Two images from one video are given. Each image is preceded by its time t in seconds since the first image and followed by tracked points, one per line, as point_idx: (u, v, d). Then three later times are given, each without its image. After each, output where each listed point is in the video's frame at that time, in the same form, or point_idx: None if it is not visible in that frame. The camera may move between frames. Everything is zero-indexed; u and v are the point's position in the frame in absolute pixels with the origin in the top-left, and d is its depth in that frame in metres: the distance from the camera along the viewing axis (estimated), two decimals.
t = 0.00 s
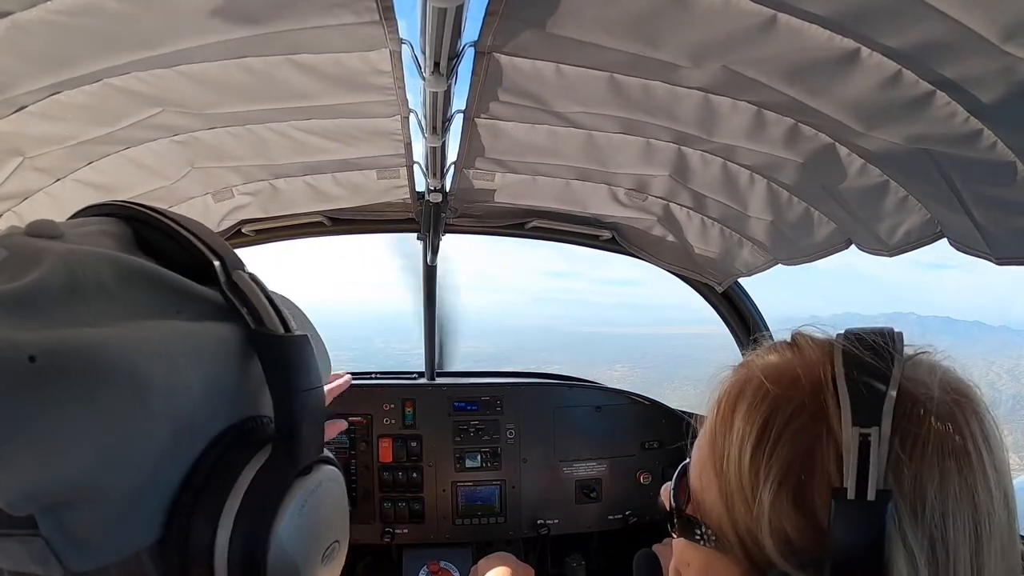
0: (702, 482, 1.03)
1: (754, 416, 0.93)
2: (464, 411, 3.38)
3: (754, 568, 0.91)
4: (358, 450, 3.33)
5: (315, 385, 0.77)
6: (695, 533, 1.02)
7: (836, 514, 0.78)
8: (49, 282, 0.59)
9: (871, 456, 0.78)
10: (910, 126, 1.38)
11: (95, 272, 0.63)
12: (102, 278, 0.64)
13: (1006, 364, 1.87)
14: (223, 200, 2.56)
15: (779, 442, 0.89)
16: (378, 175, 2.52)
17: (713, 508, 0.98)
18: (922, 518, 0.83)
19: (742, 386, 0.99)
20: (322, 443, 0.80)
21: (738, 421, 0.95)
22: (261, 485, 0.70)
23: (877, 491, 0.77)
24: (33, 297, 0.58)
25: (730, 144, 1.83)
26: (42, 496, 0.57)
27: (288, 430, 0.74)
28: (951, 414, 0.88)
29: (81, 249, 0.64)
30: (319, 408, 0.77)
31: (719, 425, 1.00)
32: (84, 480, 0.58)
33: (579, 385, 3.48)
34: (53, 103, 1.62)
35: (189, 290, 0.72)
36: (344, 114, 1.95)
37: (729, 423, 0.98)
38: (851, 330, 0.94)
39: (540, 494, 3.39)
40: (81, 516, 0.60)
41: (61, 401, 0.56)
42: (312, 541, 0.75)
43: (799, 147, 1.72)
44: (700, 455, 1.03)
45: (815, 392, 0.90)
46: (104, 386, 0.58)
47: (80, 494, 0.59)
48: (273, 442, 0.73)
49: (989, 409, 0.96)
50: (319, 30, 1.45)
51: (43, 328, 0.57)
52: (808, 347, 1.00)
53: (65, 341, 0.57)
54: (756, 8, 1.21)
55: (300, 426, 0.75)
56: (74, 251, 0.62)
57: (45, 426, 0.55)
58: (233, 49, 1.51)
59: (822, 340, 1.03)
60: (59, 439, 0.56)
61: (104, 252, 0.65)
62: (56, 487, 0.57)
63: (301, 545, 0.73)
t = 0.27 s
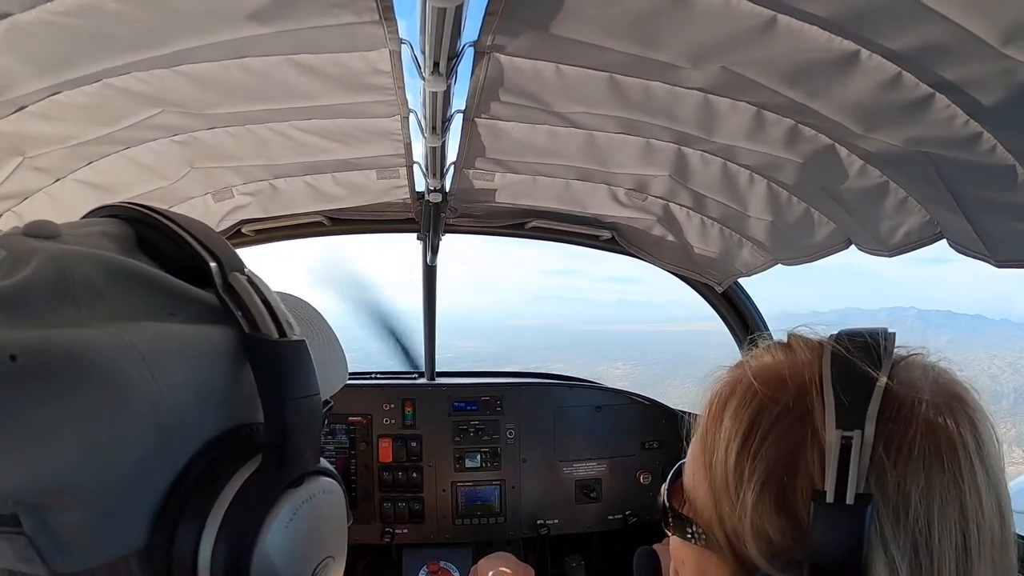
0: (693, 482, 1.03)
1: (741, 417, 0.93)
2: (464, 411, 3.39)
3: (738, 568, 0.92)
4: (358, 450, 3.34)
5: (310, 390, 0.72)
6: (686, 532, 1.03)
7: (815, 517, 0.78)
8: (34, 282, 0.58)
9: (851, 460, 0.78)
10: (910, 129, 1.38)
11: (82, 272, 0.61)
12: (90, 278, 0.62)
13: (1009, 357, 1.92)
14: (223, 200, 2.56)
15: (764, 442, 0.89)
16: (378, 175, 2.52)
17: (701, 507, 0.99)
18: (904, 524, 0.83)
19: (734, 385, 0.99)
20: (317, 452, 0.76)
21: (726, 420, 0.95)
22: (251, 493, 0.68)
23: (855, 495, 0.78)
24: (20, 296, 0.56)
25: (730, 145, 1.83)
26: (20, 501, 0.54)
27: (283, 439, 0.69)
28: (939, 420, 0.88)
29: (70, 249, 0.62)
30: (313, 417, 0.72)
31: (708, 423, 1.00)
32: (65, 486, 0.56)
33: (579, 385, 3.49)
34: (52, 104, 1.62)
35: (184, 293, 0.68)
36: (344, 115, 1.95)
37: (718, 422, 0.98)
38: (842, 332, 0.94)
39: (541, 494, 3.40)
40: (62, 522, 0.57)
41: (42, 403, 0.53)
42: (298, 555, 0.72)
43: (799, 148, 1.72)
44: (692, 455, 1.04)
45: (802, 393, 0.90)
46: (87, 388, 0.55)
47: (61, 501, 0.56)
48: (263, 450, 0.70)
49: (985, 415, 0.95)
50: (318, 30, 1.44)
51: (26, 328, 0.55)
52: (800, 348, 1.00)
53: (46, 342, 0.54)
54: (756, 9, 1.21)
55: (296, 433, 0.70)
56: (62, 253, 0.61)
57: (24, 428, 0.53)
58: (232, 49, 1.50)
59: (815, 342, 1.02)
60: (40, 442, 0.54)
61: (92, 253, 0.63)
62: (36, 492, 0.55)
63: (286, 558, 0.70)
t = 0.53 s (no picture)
0: (697, 478, 1.03)
1: (747, 413, 0.93)
2: (464, 411, 3.39)
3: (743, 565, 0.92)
4: (358, 450, 3.34)
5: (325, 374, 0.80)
6: (691, 528, 1.03)
7: (820, 514, 0.78)
8: (59, 276, 0.57)
9: (858, 457, 0.78)
10: (909, 127, 1.38)
11: (104, 268, 0.62)
12: (114, 272, 0.63)
13: (1012, 352, 1.92)
14: (222, 200, 2.56)
15: (770, 439, 0.89)
16: (378, 175, 2.52)
17: (706, 503, 0.99)
18: (908, 520, 0.83)
19: (739, 382, 0.99)
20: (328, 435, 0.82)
21: (731, 417, 0.95)
22: (274, 477, 0.72)
23: (862, 491, 0.77)
24: (46, 290, 0.56)
25: (730, 144, 1.83)
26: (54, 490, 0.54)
27: (300, 421, 0.76)
28: (942, 418, 0.88)
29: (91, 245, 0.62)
30: (329, 402, 0.80)
31: (713, 420, 1.00)
32: (98, 473, 0.57)
33: (579, 385, 3.49)
34: (52, 104, 1.62)
35: (202, 286, 0.72)
36: (344, 115, 1.95)
37: (723, 420, 0.98)
38: (847, 330, 0.94)
39: (540, 494, 3.40)
40: (93, 510, 0.58)
41: (77, 391, 0.54)
42: (323, 534, 0.75)
43: (798, 147, 1.72)
44: (697, 452, 1.04)
45: (807, 390, 0.90)
46: (116, 375, 0.57)
47: (93, 489, 0.57)
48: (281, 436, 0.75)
49: (987, 415, 0.95)
50: (317, 30, 1.45)
51: (58, 319, 0.55)
52: (805, 346, 1.00)
53: (78, 334, 0.55)
54: (755, 8, 1.21)
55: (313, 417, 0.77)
56: (84, 250, 0.61)
57: (58, 417, 0.53)
58: (232, 49, 1.51)
59: (818, 341, 1.02)
60: (74, 428, 0.54)
61: (117, 248, 0.64)
62: (70, 482, 0.55)
63: (311, 541, 0.73)
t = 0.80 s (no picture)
0: (699, 479, 1.03)
1: (748, 412, 0.93)
2: (464, 411, 3.38)
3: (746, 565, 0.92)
4: (358, 450, 3.33)
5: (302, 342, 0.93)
6: (692, 529, 1.03)
7: (825, 514, 0.78)
8: (71, 257, 0.68)
9: (862, 456, 0.77)
10: (910, 125, 1.38)
11: (111, 248, 0.73)
12: (116, 252, 0.74)
13: (1012, 348, 2.01)
14: (222, 200, 2.56)
15: (772, 438, 0.89)
16: (377, 175, 2.52)
17: (708, 503, 0.98)
18: (912, 520, 0.83)
19: (739, 383, 0.99)
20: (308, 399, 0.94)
21: (732, 417, 0.95)
22: (269, 437, 0.82)
23: (866, 491, 0.77)
24: (60, 267, 0.67)
25: (729, 144, 1.83)
26: (77, 444, 0.64)
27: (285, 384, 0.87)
28: (944, 418, 0.88)
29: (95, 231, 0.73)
30: (305, 367, 0.92)
31: (714, 420, 0.99)
32: (113, 428, 0.66)
33: (579, 385, 3.48)
34: (51, 104, 1.62)
35: (190, 269, 0.83)
36: (343, 115, 1.95)
37: (724, 420, 0.97)
38: (848, 330, 0.94)
39: (540, 494, 3.39)
40: (111, 469, 0.66)
41: (94, 351, 0.64)
42: (310, 491, 0.88)
43: (798, 146, 1.72)
44: (698, 452, 1.04)
45: (809, 389, 0.90)
46: (129, 339, 0.67)
47: (108, 442, 0.66)
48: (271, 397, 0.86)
49: (987, 414, 0.95)
50: (316, 30, 1.44)
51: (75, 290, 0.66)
52: (806, 346, 1.00)
53: (91, 299, 0.65)
54: (755, 8, 1.21)
55: (296, 380, 0.89)
56: (88, 233, 0.73)
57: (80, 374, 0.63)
58: (231, 49, 1.50)
59: (819, 340, 1.02)
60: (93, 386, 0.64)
61: (117, 234, 0.76)
62: (92, 431, 0.64)
63: (300, 498, 0.86)
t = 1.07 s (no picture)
0: (699, 479, 1.03)
1: (748, 413, 0.93)
2: (464, 411, 3.39)
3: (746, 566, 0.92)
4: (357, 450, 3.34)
5: (332, 349, 0.94)
6: (692, 531, 1.03)
7: (827, 515, 0.78)
8: (145, 261, 0.73)
9: (864, 458, 0.78)
10: (910, 127, 1.38)
11: (183, 257, 0.77)
12: (183, 260, 0.77)
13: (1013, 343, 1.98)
14: (222, 200, 2.56)
15: (773, 439, 0.89)
16: (378, 175, 2.52)
17: (709, 505, 0.99)
18: (913, 520, 0.83)
19: (739, 384, 0.99)
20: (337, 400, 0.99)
21: (733, 419, 0.95)
22: (309, 437, 0.87)
23: (868, 493, 0.77)
24: (143, 268, 0.72)
25: (730, 145, 1.83)
26: (156, 431, 0.67)
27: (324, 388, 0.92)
28: (945, 417, 0.88)
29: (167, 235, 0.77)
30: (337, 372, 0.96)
31: (714, 422, 1.00)
32: (188, 420, 0.69)
33: (579, 385, 3.48)
34: (51, 104, 1.62)
35: (240, 282, 0.84)
36: (344, 115, 1.95)
37: (724, 422, 0.97)
38: (848, 330, 0.94)
39: (540, 494, 3.39)
40: (182, 460, 0.69)
41: (174, 347, 0.68)
42: (339, 486, 0.96)
43: (798, 147, 1.72)
44: (697, 453, 1.04)
45: (810, 391, 0.90)
46: (206, 337, 0.70)
47: (184, 434, 0.68)
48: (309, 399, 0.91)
49: (987, 412, 0.96)
50: (317, 30, 1.44)
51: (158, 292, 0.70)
52: (807, 347, 1.00)
53: (172, 299, 0.70)
54: (756, 9, 1.21)
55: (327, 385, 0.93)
56: (163, 241, 0.76)
57: (162, 366, 0.67)
58: (232, 49, 1.51)
59: (819, 341, 1.02)
60: (174, 379, 0.68)
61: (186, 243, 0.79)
62: (172, 422, 0.67)
63: (331, 492, 0.93)
